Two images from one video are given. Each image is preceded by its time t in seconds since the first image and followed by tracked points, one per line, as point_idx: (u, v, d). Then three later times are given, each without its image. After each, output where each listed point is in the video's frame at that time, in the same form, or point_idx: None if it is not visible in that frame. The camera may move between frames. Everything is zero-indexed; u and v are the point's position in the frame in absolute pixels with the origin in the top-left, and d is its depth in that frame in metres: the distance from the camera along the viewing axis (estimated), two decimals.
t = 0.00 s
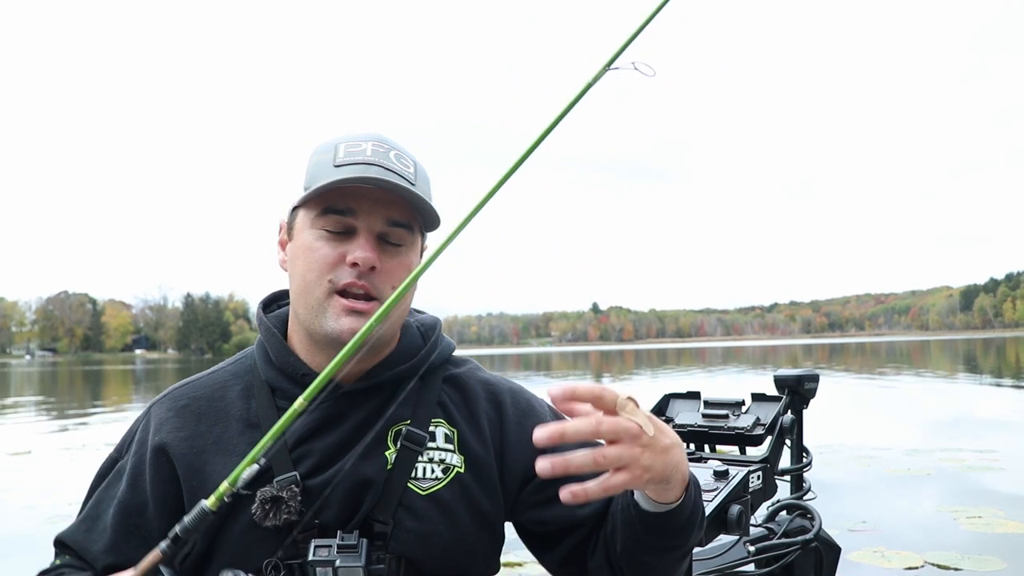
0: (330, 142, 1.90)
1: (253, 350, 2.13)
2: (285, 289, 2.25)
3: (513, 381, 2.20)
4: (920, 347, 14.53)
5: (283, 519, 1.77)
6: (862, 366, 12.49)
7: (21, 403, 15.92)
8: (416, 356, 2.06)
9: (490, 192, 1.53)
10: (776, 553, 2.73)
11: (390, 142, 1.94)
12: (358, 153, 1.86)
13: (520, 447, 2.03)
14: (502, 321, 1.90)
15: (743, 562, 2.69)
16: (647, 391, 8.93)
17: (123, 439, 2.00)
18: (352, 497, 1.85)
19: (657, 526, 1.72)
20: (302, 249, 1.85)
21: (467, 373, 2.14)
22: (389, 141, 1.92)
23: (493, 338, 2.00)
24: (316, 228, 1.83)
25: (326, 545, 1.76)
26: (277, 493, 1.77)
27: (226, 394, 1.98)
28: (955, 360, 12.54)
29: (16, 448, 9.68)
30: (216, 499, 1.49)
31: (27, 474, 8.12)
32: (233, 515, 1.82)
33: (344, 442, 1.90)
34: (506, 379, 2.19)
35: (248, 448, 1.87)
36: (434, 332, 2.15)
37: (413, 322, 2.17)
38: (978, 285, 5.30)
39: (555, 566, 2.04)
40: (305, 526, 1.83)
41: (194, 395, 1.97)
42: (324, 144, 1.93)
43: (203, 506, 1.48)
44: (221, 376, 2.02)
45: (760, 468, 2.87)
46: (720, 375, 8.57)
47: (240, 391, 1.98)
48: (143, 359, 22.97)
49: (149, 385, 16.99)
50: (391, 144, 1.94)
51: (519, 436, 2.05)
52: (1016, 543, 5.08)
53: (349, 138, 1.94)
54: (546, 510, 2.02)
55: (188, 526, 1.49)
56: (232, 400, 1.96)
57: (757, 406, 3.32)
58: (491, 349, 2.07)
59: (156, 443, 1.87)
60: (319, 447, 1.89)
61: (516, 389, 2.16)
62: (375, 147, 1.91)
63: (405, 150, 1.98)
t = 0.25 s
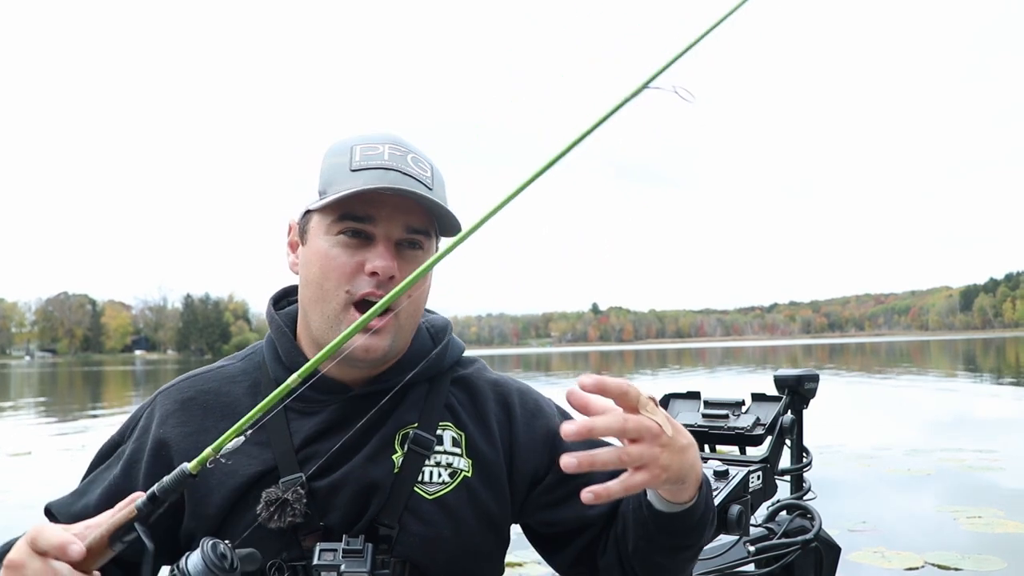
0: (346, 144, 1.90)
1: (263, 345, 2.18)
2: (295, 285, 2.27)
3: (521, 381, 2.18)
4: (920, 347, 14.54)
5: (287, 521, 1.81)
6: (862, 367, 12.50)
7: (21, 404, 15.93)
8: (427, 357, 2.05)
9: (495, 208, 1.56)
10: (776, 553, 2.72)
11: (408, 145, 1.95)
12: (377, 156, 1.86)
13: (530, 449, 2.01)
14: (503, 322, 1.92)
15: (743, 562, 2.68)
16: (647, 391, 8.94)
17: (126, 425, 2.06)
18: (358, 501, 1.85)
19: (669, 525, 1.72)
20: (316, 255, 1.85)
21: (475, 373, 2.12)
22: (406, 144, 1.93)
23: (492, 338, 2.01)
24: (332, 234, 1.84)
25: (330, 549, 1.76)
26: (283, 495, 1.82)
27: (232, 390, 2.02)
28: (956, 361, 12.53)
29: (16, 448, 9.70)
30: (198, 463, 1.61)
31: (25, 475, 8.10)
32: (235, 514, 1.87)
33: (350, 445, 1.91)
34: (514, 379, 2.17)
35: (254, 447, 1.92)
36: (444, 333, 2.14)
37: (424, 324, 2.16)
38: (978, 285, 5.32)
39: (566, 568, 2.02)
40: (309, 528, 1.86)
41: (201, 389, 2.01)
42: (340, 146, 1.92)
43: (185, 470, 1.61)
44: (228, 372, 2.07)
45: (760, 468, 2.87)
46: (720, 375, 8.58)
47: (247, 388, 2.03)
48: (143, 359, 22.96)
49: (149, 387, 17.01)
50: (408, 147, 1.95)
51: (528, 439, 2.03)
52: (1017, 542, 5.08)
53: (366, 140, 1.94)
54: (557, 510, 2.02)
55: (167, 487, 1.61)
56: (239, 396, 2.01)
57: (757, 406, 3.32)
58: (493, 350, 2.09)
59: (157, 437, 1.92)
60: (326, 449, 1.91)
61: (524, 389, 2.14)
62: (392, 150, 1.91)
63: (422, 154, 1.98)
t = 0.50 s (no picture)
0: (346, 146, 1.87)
1: (269, 344, 2.20)
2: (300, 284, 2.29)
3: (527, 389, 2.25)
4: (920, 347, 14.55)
5: (292, 525, 1.79)
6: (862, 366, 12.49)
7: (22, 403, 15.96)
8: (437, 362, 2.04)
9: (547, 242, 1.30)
10: (776, 553, 2.73)
11: (409, 142, 1.91)
12: (377, 158, 1.83)
13: (533, 459, 2.10)
14: (502, 321, 1.94)
15: (744, 562, 2.68)
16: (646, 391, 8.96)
17: (130, 422, 2.09)
18: (363, 506, 1.88)
19: None
20: (322, 259, 1.87)
21: (484, 380, 2.16)
22: (407, 142, 1.89)
23: (490, 338, 2.01)
24: (336, 239, 1.84)
25: (336, 555, 1.73)
26: (287, 499, 1.79)
27: (237, 391, 2.04)
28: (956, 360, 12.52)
29: (16, 447, 9.71)
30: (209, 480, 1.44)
31: (26, 474, 8.11)
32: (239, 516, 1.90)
33: (356, 450, 1.92)
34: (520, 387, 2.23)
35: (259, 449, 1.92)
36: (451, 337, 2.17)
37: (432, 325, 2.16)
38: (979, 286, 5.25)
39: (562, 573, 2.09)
40: (312, 533, 1.82)
41: (206, 391, 2.04)
42: (340, 147, 1.90)
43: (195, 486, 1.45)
44: (234, 372, 2.09)
45: (760, 468, 2.87)
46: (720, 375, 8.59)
47: (252, 389, 2.05)
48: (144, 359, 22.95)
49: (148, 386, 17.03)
50: (410, 145, 1.90)
51: (531, 447, 2.11)
52: (1017, 543, 5.08)
53: (367, 139, 1.91)
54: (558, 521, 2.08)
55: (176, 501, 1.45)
56: (244, 398, 2.03)
57: (757, 406, 3.32)
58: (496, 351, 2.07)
59: (164, 435, 1.96)
60: (330, 453, 1.90)
61: (530, 398, 2.21)
62: (393, 150, 1.88)
63: (425, 149, 1.94)
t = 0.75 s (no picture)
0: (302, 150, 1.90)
1: (273, 347, 2.25)
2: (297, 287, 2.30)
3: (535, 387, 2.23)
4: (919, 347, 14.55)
5: (300, 524, 1.82)
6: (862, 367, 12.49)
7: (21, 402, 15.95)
8: (441, 364, 2.08)
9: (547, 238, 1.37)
10: (776, 553, 2.73)
11: (363, 134, 1.94)
12: (335, 157, 1.86)
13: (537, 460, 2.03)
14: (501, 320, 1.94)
15: (744, 562, 2.68)
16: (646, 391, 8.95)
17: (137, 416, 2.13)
18: (372, 507, 1.87)
19: None
20: (302, 270, 1.85)
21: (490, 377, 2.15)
22: (360, 132, 1.92)
23: (491, 338, 2.00)
24: (311, 247, 1.83)
25: (346, 555, 1.77)
26: (297, 499, 1.83)
27: (242, 392, 2.10)
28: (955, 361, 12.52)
29: (15, 447, 9.70)
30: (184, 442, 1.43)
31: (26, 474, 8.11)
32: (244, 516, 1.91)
33: (365, 450, 1.93)
34: (529, 385, 2.21)
35: (265, 447, 1.94)
36: (458, 336, 2.16)
37: (436, 326, 2.17)
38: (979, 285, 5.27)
39: None
40: (321, 533, 1.84)
41: (213, 391, 2.09)
42: (297, 154, 1.92)
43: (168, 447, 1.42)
44: (241, 372, 2.15)
45: (760, 468, 2.87)
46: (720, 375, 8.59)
47: (257, 390, 2.09)
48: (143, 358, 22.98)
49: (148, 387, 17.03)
50: (362, 135, 1.94)
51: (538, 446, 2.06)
52: (1017, 543, 5.08)
53: (320, 140, 1.94)
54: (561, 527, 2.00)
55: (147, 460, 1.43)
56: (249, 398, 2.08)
57: (757, 406, 3.32)
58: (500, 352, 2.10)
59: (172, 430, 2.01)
60: (337, 454, 1.93)
61: (538, 398, 2.16)
62: (348, 145, 1.91)
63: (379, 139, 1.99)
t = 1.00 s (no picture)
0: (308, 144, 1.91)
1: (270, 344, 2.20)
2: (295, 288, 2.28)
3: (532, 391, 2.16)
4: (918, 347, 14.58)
5: (288, 528, 1.81)
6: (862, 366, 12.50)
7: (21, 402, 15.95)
8: (436, 364, 2.04)
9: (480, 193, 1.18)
10: (776, 553, 2.72)
11: (368, 131, 1.94)
12: (337, 149, 1.86)
13: (525, 468, 1.97)
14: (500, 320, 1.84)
15: (743, 562, 2.68)
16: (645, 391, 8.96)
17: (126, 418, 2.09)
18: (362, 510, 1.86)
19: None
20: (302, 257, 1.83)
21: (486, 381, 2.12)
22: (365, 129, 1.92)
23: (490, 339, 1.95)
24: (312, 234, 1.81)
25: (333, 560, 1.73)
26: (285, 502, 1.82)
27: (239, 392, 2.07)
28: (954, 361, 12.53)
29: (15, 446, 9.70)
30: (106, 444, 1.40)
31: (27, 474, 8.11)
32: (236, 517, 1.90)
33: (356, 452, 1.92)
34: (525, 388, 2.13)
35: (255, 449, 1.95)
36: (453, 337, 2.13)
37: (433, 327, 2.15)
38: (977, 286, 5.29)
39: None
40: (313, 536, 1.83)
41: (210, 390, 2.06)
42: (303, 148, 1.94)
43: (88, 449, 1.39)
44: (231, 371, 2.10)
45: (760, 468, 2.87)
46: (720, 375, 8.59)
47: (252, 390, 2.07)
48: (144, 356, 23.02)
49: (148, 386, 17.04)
50: (369, 133, 1.95)
51: (530, 455, 1.98)
52: (1016, 543, 5.08)
53: (327, 136, 1.95)
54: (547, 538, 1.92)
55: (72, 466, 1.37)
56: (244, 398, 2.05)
57: (758, 406, 3.32)
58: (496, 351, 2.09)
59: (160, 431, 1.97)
60: (329, 456, 1.92)
61: (533, 403, 2.09)
62: (353, 140, 1.91)
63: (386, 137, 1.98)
